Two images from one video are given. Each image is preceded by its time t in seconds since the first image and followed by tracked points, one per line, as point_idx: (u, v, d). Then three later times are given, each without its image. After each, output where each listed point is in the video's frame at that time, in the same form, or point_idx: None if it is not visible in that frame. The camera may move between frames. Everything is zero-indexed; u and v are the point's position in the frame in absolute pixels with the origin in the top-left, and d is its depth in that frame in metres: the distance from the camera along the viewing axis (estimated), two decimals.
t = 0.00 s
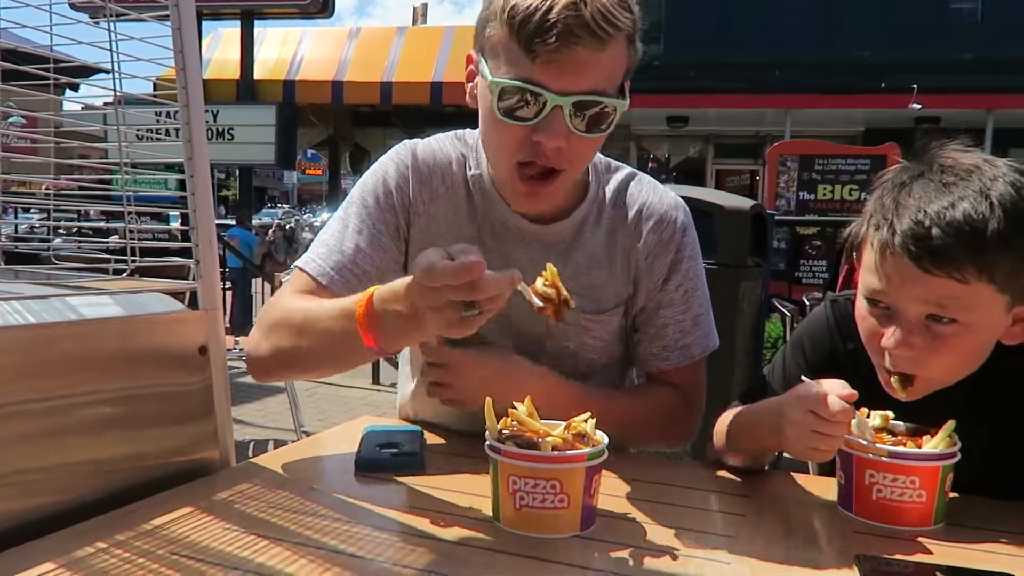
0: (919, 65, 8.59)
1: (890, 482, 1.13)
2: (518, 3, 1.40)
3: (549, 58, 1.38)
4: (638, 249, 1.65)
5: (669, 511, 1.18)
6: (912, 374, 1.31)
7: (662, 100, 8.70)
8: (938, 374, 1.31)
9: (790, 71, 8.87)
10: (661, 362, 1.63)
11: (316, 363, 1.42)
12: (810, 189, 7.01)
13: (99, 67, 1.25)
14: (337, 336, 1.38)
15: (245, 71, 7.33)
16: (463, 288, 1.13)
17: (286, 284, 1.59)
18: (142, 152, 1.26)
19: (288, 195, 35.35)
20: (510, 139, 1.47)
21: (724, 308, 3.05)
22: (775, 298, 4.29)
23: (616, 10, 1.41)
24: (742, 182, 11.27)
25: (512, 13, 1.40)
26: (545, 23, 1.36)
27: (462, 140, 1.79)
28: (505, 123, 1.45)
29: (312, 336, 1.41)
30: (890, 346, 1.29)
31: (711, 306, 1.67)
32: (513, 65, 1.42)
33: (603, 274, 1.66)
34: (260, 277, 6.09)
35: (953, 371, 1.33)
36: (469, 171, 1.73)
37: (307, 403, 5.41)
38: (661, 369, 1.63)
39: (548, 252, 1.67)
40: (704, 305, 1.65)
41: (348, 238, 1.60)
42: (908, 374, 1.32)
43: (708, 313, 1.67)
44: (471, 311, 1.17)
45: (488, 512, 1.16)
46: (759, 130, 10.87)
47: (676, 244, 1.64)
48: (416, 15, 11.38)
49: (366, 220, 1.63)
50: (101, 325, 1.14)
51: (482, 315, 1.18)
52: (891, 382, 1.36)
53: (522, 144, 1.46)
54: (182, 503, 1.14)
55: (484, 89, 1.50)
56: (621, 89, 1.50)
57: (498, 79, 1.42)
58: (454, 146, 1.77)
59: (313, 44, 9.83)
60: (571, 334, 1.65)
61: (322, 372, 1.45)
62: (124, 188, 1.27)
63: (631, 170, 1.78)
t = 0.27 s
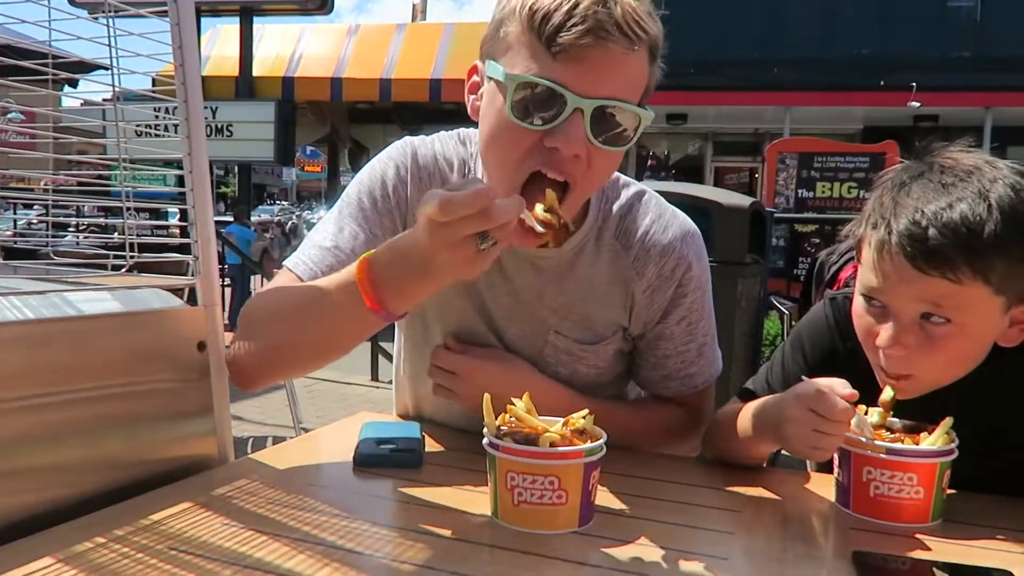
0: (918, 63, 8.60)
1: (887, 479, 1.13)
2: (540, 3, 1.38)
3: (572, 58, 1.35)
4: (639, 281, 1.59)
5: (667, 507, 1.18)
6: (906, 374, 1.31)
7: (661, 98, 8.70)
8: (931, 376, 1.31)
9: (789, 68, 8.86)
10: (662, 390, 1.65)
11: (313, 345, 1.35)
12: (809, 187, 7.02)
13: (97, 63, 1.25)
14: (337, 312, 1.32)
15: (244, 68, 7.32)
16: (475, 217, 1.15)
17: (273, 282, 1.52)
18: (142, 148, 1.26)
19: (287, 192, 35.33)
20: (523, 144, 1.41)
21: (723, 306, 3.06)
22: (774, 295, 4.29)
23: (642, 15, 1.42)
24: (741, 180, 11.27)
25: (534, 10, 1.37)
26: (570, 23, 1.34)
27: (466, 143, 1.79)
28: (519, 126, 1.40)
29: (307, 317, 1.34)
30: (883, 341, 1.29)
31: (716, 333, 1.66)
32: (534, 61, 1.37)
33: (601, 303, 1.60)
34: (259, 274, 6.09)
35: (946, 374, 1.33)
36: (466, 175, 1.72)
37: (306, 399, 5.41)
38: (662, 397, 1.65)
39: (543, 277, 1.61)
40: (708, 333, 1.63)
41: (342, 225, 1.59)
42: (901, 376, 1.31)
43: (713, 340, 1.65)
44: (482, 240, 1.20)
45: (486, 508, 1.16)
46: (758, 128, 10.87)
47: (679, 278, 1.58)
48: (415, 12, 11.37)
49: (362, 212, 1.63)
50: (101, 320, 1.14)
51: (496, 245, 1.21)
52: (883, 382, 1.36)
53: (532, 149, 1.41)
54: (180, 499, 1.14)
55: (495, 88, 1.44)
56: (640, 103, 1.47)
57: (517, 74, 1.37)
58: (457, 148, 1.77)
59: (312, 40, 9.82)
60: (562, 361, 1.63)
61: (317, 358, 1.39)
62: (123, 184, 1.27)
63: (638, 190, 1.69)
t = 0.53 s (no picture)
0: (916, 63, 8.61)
1: (887, 474, 1.13)
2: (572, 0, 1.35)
3: (599, 59, 1.32)
4: (644, 290, 1.58)
5: (666, 502, 1.18)
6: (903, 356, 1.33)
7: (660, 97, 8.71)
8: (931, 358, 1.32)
9: (788, 68, 8.87)
10: (665, 395, 1.66)
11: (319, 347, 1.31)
12: (807, 186, 7.04)
13: (97, 58, 1.25)
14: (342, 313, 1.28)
15: (243, 65, 7.31)
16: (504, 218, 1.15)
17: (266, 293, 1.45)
18: (143, 143, 1.25)
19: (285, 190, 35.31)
20: (540, 140, 1.38)
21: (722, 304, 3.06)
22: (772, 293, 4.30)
23: (676, 25, 1.40)
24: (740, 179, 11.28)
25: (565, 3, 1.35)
26: (601, 22, 1.31)
27: (470, 146, 1.78)
28: (538, 121, 1.36)
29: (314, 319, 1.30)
30: (877, 321, 1.32)
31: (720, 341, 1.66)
32: (561, 55, 1.34)
33: (607, 311, 1.60)
34: (258, 271, 6.09)
35: (945, 357, 1.34)
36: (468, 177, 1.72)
37: (305, 396, 5.41)
38: (666, 403, 1.66)
39: (547, 284, 1.59)
40: (713, 340, 1.63)
41: (343, 224, 1.57)
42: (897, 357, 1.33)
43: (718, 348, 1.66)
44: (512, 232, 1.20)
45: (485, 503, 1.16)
46: (757, 126, 10.87)
47: (685, 288, 1.58)
48: (415, 9, 11.36)
49: (363, 212, 1.61)
50: (100, 313, 1.13)
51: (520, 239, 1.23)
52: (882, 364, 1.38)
53: (546, 149, 1.38)
54: (180, 493, 1.14)
55: (516, 83, 1.41)
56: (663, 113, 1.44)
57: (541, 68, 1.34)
58: (461, 151, 1.76)
59: (312, 37, 9.81)
60: (566, 369, 1.63)
61: (323, 362, 1.34)
62: (123, 180, 1.26)
63: (642, 195, 1.68)
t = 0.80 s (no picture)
0: (916, 60, 8.62)
1: (885, 474, 1.13)
2: (573, 9, 1.34)
3: (595, 71, 1.30)
4: (651, 293, 1.59)
5: (664, 501, 1.18)
6: (897, 324, 1.39)
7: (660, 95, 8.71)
8: (924, 328, 1.38)
9: (788, 65, 8.87)
10: (666, 397, 1.66)
11: (323, 346, 1.31)
12: (807, 183, 7.06)
13: (95, 56, 1.25)
14: (349, 313, 1.28)
15: (241, 61, 7.30)
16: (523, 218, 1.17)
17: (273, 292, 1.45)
18: (141, 141, 1.25)
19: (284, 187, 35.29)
20: (532, 152, 1.37)
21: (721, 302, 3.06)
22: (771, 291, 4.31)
23: (681, 40, 1.37)
24: (739, 176, 11.29)
25: (566, 13, 1.33)
26: (599, 31, 1.30)
27: (471, 147, 1.78)
28: (531, 131, 1.36)
29: (317, 320, 1.30)
30: (875, 288, 1.38)
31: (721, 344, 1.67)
32: (558, 67, 1.33)
33: (612, 313, 1.60)
34: (256, 268, 6.08)
35: (939, 329, 1.39)
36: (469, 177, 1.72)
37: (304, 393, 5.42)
38: (666, 404, 1.67)
39: (554, 286, 1.59)
40: (715, 343, 1.64)
41: (350, 226, 1.57)
42: (893, 325, 1.39)
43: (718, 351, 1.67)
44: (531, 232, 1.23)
45: (483, 502, 1.16)
46: (757, 125, 10.81)
47: (690, 291, 1.59)
48: (414, 6, 11.35)
49: (369, 213, 1.61)
50: (98, 312, 1.13)
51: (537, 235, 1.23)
52: (877, 332, 1.43)
53: (536, 163, 1.37)
54: (178, 491, 1.14)
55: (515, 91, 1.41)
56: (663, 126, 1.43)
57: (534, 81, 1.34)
58: (462, 151, 1.76)
59: (310, 34, 9.79)
60: (570, 369, 1.63)
61: (326, 364, 1.34)
62: (121, 177, 1.26)
63: (646, 198, 1.68)
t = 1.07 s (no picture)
0: (922, 62, 8.62)
1: (895, 475, 1.13)
2: (557, 14, 1.34)
3: (580, 75, 1.30)
4: (664, 295, 1.59)
5: (674, 502, 1.18)
6: (923, 289, 1.46)
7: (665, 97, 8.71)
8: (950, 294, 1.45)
9: (793, 67, 8.86)
10: (675, 398, 1.67)
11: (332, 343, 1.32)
12: (813, 186, 7.05)
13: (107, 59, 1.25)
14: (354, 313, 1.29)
15: (248, 65, 7.33)
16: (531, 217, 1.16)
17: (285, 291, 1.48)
18: (151, 143, 1.26)
19: (289, 190, 35.42)
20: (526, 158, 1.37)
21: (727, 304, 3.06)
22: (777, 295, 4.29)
23: (668, 38, 1.35)
24: (745, 179, 11.28)
25: (551, 20, 1.34)
26: (583, 34, 1.29)
27: (485, 149, 1.78)
28: (524, 138, 1.37)
29: (325, 313, 1.31)
30: (901, 252, 1.46)
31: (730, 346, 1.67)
32: (542, 73, 1.33)
33: (623, 316, 1.60)
34: (263, 270, 6.10)
35: (964, 294, 1.46)
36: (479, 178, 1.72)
37: (310, 396, 5.42)
38: (674, 405, 1.68)
39: (566, 289, 1.59)
40: (724, 345, 1.64)
41: (363, 225, 1.58)
42: (917, 289, 1.46)
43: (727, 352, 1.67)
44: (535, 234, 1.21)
45: (493, 503, 1.16)
46: (763, 127, 10.84)
47: (702, 293, 1.60)
48: (420, 9, 11.37)
49: (381, 213, 1.62)
50: (111, 312, 1.14)
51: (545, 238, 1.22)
52: (901, 299, 1.49)
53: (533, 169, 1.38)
54: (189, 491, 1.14)
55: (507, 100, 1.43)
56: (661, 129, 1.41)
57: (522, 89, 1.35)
58: (476, 153, 1.76)
59: (316, 37, 9.81)
60: (580, 370, 1.65)
61: (337, 357, 1.35)
62: (132, 179, 1.27)
63: (658, 201, 1.67)
